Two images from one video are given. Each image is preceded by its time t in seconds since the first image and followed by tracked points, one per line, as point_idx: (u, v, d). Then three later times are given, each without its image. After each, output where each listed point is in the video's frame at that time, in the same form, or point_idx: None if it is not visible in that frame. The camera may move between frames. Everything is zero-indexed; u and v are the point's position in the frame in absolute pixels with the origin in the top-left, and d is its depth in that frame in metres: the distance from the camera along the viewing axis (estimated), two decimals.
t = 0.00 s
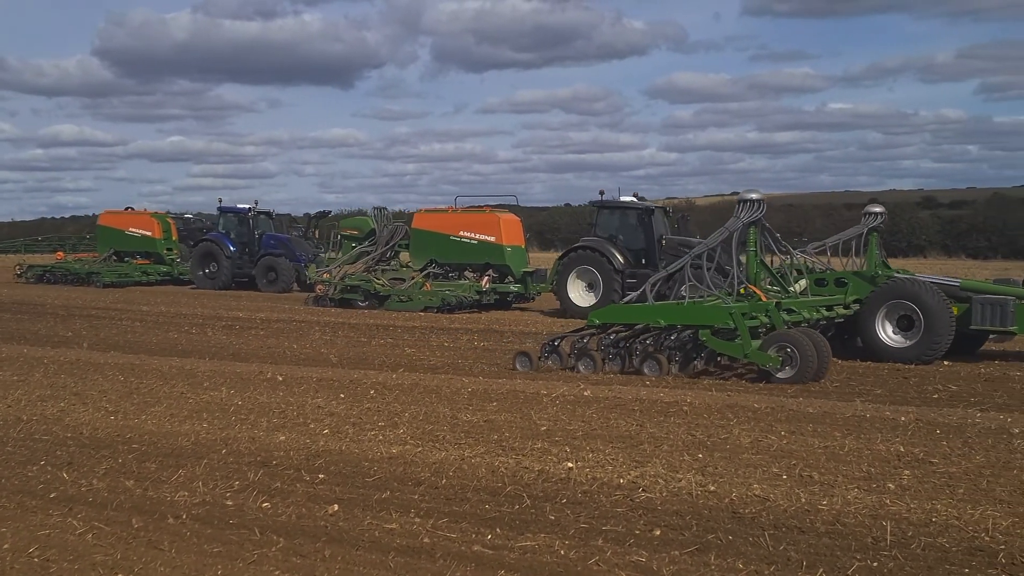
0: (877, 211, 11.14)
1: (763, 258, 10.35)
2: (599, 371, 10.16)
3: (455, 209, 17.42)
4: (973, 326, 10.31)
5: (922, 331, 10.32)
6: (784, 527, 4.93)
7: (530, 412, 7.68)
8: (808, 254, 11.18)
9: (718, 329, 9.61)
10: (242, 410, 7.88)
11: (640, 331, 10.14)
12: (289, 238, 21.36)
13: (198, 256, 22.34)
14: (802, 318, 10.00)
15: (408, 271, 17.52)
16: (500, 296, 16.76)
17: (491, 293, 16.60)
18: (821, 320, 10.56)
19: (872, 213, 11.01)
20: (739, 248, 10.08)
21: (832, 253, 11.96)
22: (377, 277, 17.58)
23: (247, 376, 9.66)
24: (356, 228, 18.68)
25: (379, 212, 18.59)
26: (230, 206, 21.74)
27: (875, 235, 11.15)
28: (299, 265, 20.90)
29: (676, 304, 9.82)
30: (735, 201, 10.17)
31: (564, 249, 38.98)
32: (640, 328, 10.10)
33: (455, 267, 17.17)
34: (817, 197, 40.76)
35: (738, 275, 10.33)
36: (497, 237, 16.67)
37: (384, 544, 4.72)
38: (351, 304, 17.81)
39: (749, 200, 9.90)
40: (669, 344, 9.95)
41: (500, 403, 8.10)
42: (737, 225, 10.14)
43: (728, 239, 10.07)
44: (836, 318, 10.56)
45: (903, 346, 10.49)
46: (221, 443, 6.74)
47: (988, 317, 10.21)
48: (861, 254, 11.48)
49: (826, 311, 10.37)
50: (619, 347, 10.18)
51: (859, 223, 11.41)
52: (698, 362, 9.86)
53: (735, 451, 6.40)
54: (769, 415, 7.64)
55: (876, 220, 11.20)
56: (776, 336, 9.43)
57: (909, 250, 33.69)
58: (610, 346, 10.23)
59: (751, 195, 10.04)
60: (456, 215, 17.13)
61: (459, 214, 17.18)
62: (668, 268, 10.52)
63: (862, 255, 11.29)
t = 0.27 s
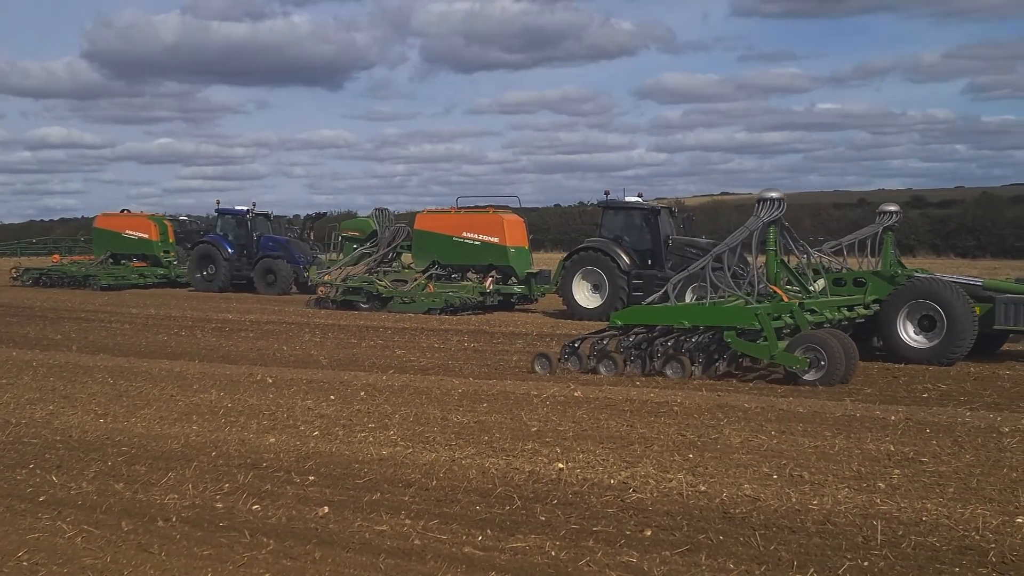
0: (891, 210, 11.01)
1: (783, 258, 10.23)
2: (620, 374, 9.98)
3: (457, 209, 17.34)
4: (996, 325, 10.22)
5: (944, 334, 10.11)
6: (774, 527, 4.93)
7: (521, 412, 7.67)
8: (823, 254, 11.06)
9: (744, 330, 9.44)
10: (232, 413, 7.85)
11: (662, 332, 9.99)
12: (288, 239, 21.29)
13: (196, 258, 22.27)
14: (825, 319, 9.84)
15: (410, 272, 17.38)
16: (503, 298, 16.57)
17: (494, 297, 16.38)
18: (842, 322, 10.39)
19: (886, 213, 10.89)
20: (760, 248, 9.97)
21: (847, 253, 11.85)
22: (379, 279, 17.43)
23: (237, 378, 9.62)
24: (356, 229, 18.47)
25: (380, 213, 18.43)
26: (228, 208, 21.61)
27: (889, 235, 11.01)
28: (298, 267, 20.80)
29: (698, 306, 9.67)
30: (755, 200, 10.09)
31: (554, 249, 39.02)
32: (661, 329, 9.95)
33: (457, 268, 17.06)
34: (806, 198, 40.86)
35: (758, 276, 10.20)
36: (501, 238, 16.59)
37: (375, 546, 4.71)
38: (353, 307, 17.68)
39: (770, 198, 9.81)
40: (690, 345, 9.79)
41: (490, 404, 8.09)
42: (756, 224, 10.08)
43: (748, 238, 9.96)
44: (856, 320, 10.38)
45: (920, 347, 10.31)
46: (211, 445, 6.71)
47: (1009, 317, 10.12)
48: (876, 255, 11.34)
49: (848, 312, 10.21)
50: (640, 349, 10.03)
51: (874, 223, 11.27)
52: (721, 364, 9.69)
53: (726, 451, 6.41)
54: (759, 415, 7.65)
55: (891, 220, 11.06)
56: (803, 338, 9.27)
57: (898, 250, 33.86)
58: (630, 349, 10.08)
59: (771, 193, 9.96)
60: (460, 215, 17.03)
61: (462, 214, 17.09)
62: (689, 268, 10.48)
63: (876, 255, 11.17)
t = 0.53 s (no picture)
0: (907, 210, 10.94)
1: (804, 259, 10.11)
2: (641, 376, 9.86)
3: (460, 209, 17.29)
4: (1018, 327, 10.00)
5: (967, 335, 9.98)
6: (763, 527, 4.94)
7: (511, 413, 7.67)
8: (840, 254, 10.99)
9: (768, 331, 9.36)
10: (222, 413, 7.82)
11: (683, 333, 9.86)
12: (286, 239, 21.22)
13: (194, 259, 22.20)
14: (849, 320, 9.72)
15: (413, 273, 17.33)
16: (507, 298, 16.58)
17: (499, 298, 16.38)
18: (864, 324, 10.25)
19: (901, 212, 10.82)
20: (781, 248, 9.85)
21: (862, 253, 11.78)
22: (382, 280, 17.40)
23: (226, 379, 9.59)
24: (357, 229, 18.30)
25: (383, 213, 18.33)
26: (226, 208, 21.56)
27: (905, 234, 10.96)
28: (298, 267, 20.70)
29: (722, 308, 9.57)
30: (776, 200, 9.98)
31: (545, 249, 39.06)
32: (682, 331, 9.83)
33: (460, 269, 17.02)
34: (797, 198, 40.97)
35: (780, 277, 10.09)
36: (505, 238, 16.55)
37: (365, 547, 4.69)
38: (356, 308, 17.65)
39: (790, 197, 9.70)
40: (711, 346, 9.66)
41: (480, 404, 8.08)
42: (778, 223, 9.98)
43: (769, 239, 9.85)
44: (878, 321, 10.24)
45: (949, 351, 10.13)
46: (200, 446, 6.69)
47: None
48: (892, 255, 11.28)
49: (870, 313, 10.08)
50: (661, 350, 9.90)
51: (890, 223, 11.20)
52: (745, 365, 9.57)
53: (716, 451, 6.42)
54: (749, 415, 7.66)
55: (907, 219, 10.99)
56: (829, 339, 9.17)
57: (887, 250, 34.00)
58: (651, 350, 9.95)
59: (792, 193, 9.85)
60: (463, 216, 16.95)
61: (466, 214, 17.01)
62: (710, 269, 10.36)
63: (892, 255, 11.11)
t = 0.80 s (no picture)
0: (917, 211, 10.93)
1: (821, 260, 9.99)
2: (661, 378, 9.77)
3: (460, 209, 17.17)
4: None
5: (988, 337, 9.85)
6: (749, 528, 4.95)
7: (498, 414, 7.66)
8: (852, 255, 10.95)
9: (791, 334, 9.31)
10: (206, 415, 7.78)
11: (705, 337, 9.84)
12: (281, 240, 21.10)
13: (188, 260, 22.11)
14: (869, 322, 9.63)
15: (412, 274, 17.21)
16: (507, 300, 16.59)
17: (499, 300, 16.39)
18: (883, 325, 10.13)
19: (913, 214, 10.81)
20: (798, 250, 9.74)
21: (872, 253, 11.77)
22: (381, 281, 17.35)
23: (211, 380, 9.54)
24: (356, 230, 18.29)
25: (382, 215, 18.22)
26: (221, 209, 21.49)
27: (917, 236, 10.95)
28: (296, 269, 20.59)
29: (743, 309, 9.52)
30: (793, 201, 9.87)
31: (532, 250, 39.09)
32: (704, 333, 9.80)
33: (461, 270, 16.96)
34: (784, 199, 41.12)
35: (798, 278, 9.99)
36: (506, 239, 16.47)
37: (350, 549, 4.68)
38: (355, 309, 17.61)
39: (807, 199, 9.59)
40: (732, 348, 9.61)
41: (466, 406, 8.07)
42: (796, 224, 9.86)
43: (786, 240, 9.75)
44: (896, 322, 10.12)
45: (970, 353, 10.00)
46: (185, 448, 6.65)
47: None
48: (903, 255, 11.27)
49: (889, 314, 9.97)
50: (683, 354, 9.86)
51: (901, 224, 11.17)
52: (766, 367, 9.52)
53: (702, 452, 6.43)
54: (735, 416, 7.68)
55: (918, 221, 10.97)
56: (852, 342, 9.10)
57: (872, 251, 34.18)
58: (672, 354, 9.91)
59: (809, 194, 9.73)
60: (464, 217, 16.86)
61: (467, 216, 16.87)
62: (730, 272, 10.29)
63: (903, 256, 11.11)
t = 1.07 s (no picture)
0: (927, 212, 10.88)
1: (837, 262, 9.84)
2: (679, 381, 9.70)
3: (458, 212, 17.20)
4: None
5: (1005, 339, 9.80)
6: (734, 528, 4.97)
7: (482, 416, 7.65)
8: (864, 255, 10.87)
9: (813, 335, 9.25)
10: (189, 418, 7.74)
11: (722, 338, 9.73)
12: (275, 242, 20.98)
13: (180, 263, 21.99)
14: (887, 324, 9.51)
15: (410, 276, 17.22)
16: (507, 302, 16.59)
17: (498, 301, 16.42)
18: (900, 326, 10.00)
19: (924, 215, 10.76)
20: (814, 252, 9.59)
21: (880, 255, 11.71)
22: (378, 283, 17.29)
23: (194, 383, 9.49)
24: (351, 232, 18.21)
25: (377, 216, 17.97)
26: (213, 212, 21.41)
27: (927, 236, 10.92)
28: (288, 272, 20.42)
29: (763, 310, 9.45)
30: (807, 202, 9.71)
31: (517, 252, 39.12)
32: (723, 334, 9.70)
33: (459, 272, 16.94)
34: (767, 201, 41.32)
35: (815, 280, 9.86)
36: (504, 241, 16.45)
37: (334, 552, 4.66)
38: (353, 312, 17.55)
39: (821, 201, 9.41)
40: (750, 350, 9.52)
41: (451, 408, 8.05)
42: (811, 226, 9.70)
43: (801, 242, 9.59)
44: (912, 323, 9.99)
45: (987, 355, 9.95)
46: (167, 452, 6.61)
47: None
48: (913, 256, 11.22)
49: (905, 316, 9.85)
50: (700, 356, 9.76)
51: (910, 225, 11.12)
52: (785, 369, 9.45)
53: (687, 453, 6.45)
54: (720, 417, 7.70)
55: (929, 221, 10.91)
56: (874, 342, 9.01)
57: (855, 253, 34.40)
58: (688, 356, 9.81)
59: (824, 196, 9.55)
60: (462, 219, 16.84)
61: (466, 218, 16.81)
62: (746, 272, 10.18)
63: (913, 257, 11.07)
